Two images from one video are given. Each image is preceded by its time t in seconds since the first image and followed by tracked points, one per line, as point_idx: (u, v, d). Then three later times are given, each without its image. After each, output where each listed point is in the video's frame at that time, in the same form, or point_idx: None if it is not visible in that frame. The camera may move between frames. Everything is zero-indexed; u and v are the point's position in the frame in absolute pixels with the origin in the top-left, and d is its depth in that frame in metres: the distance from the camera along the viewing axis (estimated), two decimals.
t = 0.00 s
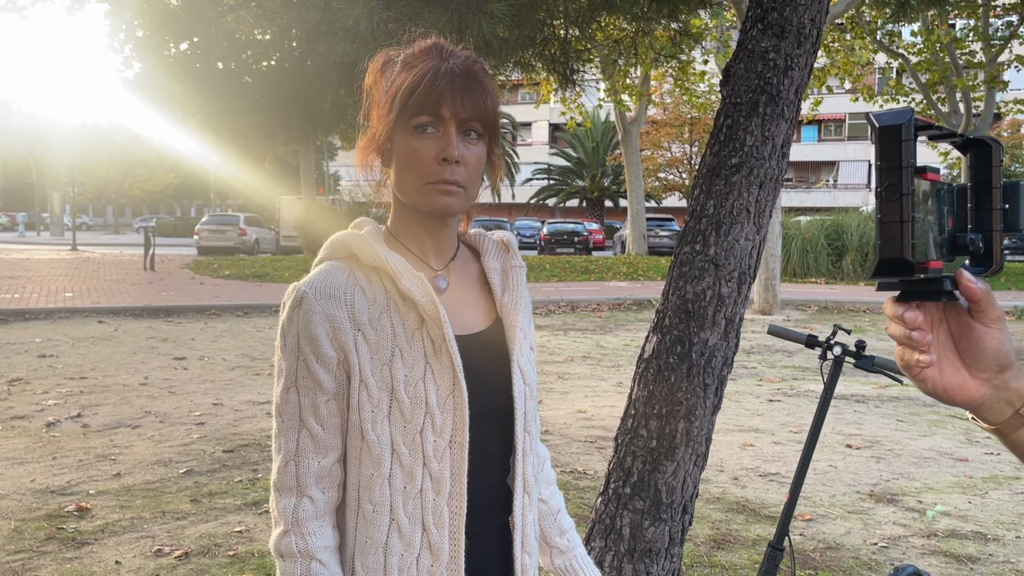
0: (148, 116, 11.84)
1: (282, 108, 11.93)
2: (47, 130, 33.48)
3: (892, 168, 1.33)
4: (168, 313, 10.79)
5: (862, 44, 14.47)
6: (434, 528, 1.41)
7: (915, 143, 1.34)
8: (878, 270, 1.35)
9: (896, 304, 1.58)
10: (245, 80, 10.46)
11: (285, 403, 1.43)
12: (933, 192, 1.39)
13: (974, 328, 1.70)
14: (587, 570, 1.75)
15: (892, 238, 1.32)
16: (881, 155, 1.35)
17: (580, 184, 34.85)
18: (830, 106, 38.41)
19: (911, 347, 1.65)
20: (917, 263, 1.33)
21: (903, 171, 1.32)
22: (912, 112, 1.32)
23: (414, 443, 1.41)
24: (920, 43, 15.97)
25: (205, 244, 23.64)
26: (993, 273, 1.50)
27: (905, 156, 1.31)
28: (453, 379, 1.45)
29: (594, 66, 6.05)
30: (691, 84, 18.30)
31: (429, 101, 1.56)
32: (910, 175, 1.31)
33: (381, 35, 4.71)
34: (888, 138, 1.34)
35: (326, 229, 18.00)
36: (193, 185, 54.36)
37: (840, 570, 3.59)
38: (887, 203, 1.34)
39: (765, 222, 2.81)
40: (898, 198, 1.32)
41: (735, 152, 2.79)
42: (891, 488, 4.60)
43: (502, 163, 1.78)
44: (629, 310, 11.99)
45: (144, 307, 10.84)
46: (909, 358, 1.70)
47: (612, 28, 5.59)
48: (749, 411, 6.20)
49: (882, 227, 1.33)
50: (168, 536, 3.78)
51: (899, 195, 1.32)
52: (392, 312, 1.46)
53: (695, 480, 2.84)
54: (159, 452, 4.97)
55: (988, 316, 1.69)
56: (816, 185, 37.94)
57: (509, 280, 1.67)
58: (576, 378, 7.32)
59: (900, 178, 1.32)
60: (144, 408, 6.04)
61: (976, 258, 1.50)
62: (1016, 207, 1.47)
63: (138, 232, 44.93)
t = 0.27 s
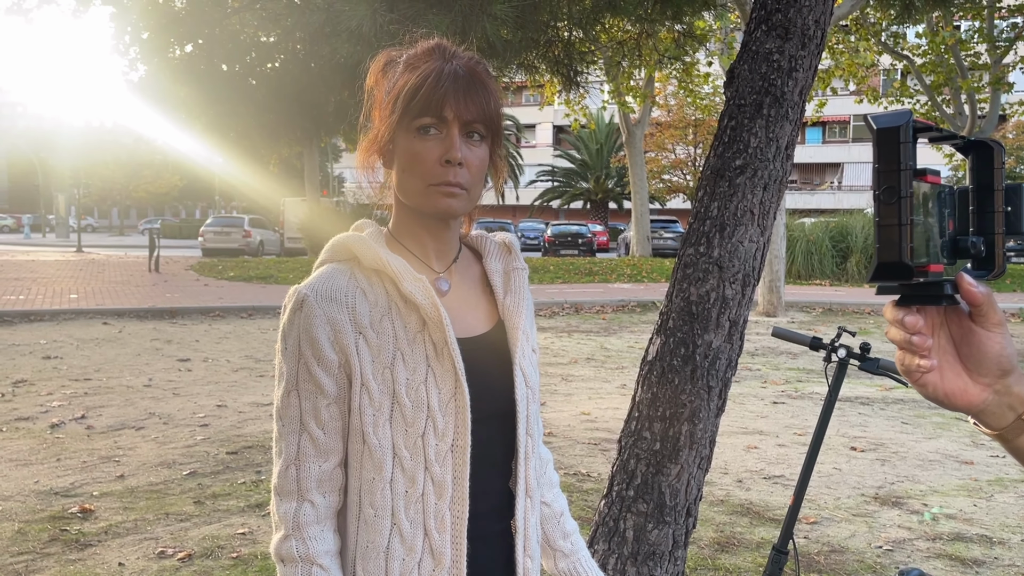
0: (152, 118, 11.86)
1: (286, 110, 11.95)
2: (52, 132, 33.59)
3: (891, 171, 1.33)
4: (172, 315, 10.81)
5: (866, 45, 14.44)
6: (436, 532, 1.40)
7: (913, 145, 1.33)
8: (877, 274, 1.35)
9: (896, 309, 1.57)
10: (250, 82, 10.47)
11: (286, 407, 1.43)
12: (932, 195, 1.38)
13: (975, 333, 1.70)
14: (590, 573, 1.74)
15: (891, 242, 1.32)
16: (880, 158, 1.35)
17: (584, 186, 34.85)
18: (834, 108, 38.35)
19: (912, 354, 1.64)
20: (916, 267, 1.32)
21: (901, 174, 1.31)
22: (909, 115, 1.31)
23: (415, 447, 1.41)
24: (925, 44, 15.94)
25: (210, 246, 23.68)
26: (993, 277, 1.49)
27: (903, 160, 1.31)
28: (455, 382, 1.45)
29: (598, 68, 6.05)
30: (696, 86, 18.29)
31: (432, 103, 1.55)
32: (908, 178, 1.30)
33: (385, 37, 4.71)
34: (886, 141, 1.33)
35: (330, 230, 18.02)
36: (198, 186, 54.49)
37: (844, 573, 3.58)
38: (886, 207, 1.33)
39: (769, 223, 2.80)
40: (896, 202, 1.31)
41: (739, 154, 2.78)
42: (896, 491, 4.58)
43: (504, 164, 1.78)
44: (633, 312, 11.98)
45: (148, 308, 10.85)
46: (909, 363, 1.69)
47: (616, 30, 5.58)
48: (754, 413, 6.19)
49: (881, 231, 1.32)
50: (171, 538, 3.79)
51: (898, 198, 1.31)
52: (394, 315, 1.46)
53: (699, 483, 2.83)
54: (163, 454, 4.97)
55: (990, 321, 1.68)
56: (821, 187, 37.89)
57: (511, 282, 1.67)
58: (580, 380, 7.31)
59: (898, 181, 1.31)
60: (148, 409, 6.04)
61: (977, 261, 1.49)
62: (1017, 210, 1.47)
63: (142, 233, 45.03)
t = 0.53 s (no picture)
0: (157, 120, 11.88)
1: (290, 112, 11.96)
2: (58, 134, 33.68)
3: (896, 174, 1.32)
4: (176, 316, 10.83)
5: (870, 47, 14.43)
6: (441, 536, 1.40)
7: (920, 147, 1.33)
8: (882, 276, 1.35)
9: (900, 310, 1.57)
10: (254, 84, 10.48)
11: (292, 410, 1.43)
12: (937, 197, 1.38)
13: (980, 335, 1.70)
14: None
15: (897, 244, 1.31)
16: (886, 161, 1.34)
17: (588, 188, 34.85)
18: (839, 109, 38.29)
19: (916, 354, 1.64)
20: (922, 270, 1.32)
21: (907, 177, 1.30)
22: (915, 117, 1.31)
23: (421, 451, 1.41)
24: (929, 46, 15.93)
25: (214, 248, 23.73)
26: (1000, 279, 1.49)
27: (909, 163, 1.30)
28: (461, 386, 1.45)
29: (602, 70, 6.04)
30: (700, 87, 18.28)
31: (439, 106, 1.55)
32: (914, 181, 1.30)
33: (389, 39, 4.71)
34: (892, 143, 1.33)
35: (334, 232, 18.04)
36: (203, 188, 54.62)
37: None
38: (891, 210, 1.32)
39: (774, 226, 2.80)
40: (902, 205, 1.31)
41: (743, 156, 2.78)
42: (901, 494, 4.56)
43: (508, 166, 1.78)
44: (637, 314, 11.96)
45: (153, 310, 10.87)
46: (914, 365, 1.69)
47: (620, 32, 5.59)
48: (758, 416, 6.17)
49: (887, 234, 1.32)
50: (175, 540, 3.79)
51: (904, 201, 1.31)
52: (399, 318, 1.46)
53: (704, 486, 2.82)
54: (168, 456, 4.98)
55: (995, 322, 1.68)
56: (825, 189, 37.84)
57: (516, 285, 1.67)
58: (584, 382, 7.30)
59: (904, 184, 1.31)
60: (153, 411, 6.05)
61: (983, 263, 1.49)
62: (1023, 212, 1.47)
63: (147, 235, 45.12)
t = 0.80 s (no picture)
0: (161, 121, 11.92)
1: (294, 113, 11.98)
2: (63, 135, 33.81)
3: (906, 177, 1.32)
4: (181, 318, 10.85)
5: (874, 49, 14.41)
6: (450, 537, 1.40)
7: (930, 151, 1.32)
8: (891, 278, 1.34)
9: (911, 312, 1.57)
10: (258, 85, 10.51)
11: (302, 413, 1.43)
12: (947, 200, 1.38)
13: (989, 337, 1.70)
14: None
15: (906, 247, 1.31)
16: (896, 164, 1.34)
17: (592, 190, 34.85)
18: (843, 110, 38.24)
19: (926, 357, 1.64)
20: (930, 273, 1.32)
21: (917, 180, 1.30)
22: (925, 121, 1.30)
23: (430, 452, 1.41)
24: (934, 48, 15.90)
25: (218, 250, 23.77)
26: (1010, 282, 1.49)
27: (918, 165, 1.31)
28: (469, 388, 1.45)
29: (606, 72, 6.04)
30: (703, 89, 18.28)
31: (448, 110, 1.55)
32: (923, 184, 1.30)
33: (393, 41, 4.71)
34: (901, 146, 1.33)
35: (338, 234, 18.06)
36: (207, 190, 54.76)
37: None
38: (900, 212, 1.32)
39: (779, 227, 2.80)
40: (911, 208, 1.31)
41: (748, 158, 2.78)
42: (906, 496, 4.55)
43: (514, 165, 1.78)
44: (641, 316, 11.96)
45: (157, 311, 10.89)
46: (923, 367, 1.67)
47: (625, 33, 5.59)
48: (762, 418, 6.16)
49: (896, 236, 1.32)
50: (181, 541, 3.80)
51: (913, 204, 1.31)
52: (409, 320, 1.46)
53: (709, 487, 2.82)
54: (172, 457, 4.99)
55: (1005, 325, 1.69)
56: (829, 191, 37.81)
57: (524, 286, 1.67)
58: (587, 384, 7.30)
59: (914, 187, 1.31)
60: (157, 412, 6.06)
61: (992, 266, 1.49)
62: None
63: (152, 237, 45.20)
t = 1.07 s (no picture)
0: (164, 123, 11.94)
1: (297, 115, 11.99)
2: (67, 136, 33.90)
3: (913, 182, 1.32)
4: (184, 320, 10.86)
5: (878, 51, 14.40)
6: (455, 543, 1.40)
7: (937, 156, 1.32)
8: (898, 283, 1.34)
9: (918, 317, 1.56)
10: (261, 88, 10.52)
11: (307, 419, 1.43)
12: (954, 205, 1.37)
13: (997, 342, 1.69)
14: None
15: (912, 252, 1.31)
16: (903, 169, 1.34)
17: (595, 192, 34.86)
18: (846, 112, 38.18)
19: (933, 362, 1.62)
20: (938, 277, 1.32)
21: (924, 185, 1.30)
22: (933, 126, 1.30)
23: (436, 458, 1.41)
24: (937, 49, 15.90)
25: (222, 251, 23.80)
26: (1017, 287, 1.48)
27: (926, 170, 1.30)
28: (474, 393, 1.45)
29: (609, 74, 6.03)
30: (707, 91, 18.26)
31: (438, 114, 1.55)
32: (931, 189, 1.29)
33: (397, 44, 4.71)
34: (909, 151, 1.32)
35: (341, 236, 18.07)
36: (211, 192, 54.86)
37: None
38: (907, 217, 1.32)
39: (783, 230, 2.79)
40: (918, 212, 1.31)
41: (753, 160, 2.77)
42: (911, 499, 4.54)
43: (515, 166, 1.77)
44: (645, 318, 11.94)
45: (161, 313, 10.90)
46: (930, 372, 1.67)
47: (628, 36, 5.59)
48: (766, 420, 6.15)
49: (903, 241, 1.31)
50: (184, 544, 3.80)
51: (920, 209, 1.30)
52: (413, 326, 1.46)
53: (713, 491, 2.81)
54: (176, 460, 4.99)
55: (1013, 330, 1.68)
56: (833, 192, 37.75)
57: (527, 290, 1.66)
58: (591, 387, 7.29)
59: (920, 192, 1.30)
60: (161, 415, 6.07)
61: (1000, 272, 1.48)
62: None
63: (156, 239, 45.31)
